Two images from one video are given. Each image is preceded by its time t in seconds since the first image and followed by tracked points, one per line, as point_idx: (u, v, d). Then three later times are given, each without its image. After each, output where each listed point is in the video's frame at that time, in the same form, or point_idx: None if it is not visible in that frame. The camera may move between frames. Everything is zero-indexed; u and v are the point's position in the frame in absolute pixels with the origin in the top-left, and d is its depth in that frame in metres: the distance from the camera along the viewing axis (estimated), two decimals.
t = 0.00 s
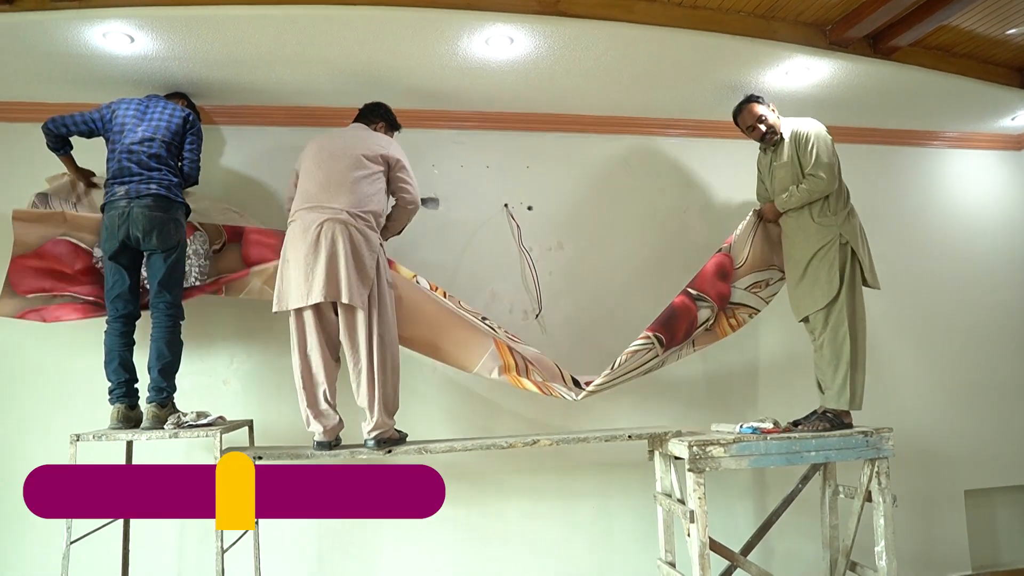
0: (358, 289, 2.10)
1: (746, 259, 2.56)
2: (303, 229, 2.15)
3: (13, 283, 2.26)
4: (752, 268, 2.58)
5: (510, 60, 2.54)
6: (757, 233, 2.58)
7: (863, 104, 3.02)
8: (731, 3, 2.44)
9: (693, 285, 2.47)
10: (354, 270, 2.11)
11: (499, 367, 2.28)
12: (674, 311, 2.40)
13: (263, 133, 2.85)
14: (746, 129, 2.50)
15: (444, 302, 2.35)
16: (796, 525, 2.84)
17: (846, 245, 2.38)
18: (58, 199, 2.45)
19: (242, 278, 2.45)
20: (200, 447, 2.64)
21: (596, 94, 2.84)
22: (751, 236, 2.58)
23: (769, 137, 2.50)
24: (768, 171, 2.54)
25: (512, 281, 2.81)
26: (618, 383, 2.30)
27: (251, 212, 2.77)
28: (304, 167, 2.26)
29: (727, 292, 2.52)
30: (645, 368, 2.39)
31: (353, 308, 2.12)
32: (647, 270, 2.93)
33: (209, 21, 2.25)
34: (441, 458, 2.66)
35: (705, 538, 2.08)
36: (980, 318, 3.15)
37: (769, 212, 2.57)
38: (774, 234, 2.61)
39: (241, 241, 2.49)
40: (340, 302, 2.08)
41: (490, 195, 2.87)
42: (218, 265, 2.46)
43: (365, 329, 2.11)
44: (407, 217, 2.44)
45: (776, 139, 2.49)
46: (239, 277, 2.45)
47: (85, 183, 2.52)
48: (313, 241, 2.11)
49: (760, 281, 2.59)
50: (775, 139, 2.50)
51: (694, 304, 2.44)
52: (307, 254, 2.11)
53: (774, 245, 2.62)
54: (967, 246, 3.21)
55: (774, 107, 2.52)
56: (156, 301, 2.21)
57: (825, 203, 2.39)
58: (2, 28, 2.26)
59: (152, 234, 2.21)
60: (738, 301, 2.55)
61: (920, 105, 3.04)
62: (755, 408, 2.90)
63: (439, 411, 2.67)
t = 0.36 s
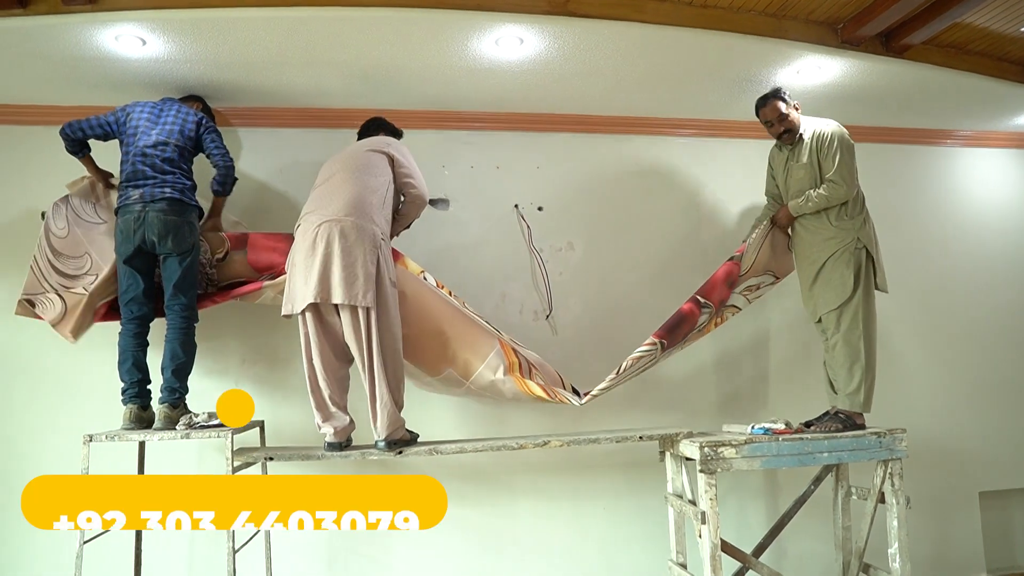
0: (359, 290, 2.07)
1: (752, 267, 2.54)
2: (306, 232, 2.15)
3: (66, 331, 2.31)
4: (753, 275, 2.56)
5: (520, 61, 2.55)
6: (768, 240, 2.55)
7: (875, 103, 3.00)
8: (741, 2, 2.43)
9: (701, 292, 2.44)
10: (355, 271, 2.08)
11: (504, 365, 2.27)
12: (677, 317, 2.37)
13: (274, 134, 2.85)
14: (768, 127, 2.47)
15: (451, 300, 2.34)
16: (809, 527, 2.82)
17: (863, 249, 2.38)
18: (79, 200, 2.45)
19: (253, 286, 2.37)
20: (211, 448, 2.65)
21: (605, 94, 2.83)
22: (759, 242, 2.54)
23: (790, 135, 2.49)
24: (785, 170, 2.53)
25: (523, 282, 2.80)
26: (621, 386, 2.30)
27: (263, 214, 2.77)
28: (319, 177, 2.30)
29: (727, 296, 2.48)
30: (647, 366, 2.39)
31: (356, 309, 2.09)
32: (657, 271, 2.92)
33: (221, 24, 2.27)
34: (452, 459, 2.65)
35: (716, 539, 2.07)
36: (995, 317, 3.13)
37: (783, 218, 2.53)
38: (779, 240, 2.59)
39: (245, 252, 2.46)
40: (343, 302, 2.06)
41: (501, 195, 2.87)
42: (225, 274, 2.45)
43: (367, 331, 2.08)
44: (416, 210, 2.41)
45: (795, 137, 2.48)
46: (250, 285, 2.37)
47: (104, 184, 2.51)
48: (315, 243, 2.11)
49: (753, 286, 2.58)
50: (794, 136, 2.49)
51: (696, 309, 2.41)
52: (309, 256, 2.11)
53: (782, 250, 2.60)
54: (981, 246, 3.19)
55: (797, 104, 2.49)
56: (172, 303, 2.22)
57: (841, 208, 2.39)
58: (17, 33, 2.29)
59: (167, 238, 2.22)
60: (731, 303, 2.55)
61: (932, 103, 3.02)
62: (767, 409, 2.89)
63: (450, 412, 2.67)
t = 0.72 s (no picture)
0: (368, 291, 2.07)
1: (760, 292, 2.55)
2: (313, 236, 2.16)
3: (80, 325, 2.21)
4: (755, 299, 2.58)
5: (526, 62, 2.55)
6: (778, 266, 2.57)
7: (883, 103, 2.99)
8: (749, 3, 2.43)
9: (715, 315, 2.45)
10: (363, 272, 2.08)
11: (512, 362, 2.27)
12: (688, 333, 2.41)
13: (280, 137, 2.85)
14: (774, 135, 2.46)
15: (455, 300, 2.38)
16: (817, 529, 2.81)
17: (873, 251, 2.36)
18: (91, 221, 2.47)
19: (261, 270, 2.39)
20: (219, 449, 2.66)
21: (612, 96, 2.83)
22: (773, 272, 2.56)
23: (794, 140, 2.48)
24: (793, 174, 2.54)
25: (530, 284, 2.80)
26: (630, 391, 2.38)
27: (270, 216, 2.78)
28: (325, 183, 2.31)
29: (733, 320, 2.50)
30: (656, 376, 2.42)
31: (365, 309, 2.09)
32: (665, 273, 2.91)
33: (229, 27, 2.28)
34: (459, 461, 2.65)
35: (724, 542, 2.06)
36: (1005, 318, 3.10)
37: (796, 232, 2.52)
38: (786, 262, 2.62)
39: (256, 232, 2.51)
40: (352, 303, 2.06)
41: (508, 197, 2.87)
42: (231, 257, 2.46)
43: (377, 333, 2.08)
44: (419, 207, 2.44)
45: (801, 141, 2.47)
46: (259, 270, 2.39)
47: (115, 207, 2.51)
48: (322, 246, 2.11)
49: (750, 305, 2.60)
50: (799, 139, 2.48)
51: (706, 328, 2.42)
52: (317, 260, 2.12)
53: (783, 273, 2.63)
54: (991, 246, 3.17)
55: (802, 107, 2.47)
56: (186, 308, 2.23)
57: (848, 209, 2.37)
58: (27, 37, 2.30)
59: (180, 243, 2.23)
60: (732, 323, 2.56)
61: (941, 103, 3.00)
62: (775, 410, 2.88)
63: (458, 413, 2.67)
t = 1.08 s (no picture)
0: (376, 292, 2.07)
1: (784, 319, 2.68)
2: (318, 241, 2.17)
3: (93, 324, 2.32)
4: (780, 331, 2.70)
5: (531, 66, 2.55)
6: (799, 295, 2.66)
7: (889, 105, 2.98)
8: (754, 5, 2.42)
9: (739, 330, 2.57)
10: (371, 274, 2.09)
11: (527, 347, 2.33)
12: (712, 343, 2.53)
13: (286, 140, 2.85)
14: (771, 144, 2.49)
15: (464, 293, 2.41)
16: (825, 533, 2.80)
17: (878, 251, 2.34)
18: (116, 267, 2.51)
19: (262, 255, 2.35)
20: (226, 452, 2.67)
21: (617, 99, 2.83)
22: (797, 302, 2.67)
23: (795, 147, 2.47)
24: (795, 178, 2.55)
25: (536, 287, 2.80)
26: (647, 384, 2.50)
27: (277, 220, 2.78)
28: (328, 189, 2.33)
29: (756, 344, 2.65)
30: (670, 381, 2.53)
31: (372, 311, 2.10)
32: (671, 276, 2.91)
33: (236, 32, 2.29)
34: (466, 465, 2.65)
35: (731, 545, 2.05)
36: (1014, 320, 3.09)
37: (779, 243, 2.59)
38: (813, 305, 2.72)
39: (260, 209, 2.49)
40: (359, 304, 2.07)
41: (513, 200, 2.87)
42: (233, 229, 2.47)
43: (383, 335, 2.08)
44: (424, 206, 2.50)
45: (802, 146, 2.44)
46: (259, 256, 2.35)
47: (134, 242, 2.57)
48: (328, 250, 2.12)
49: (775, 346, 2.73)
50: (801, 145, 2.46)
51: (730, 345, 2.56)
52: (323, 264, 2.12)
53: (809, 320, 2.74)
54: (999, 247, 3.15)
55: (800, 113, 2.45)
56: (193, 309, 2.23)
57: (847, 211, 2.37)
58: (35, 42, 2.32)
59: (187, 244, 2.24)
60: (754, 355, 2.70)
61: (947, 104, 2.99)
62: (782, 414, 2.87)
63: (463, 417, 2.67)
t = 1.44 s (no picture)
0: (382, 297, 2.07)
1: (801, 343, 2.63)
2: (321, 248, 2.16)
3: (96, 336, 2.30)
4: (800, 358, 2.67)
5: (530, 73, 2.56)
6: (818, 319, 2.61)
7: (886, 112, 2.99)
8: (753, 13, 2.43)
9: (752, 337, 2.48)
10: (375, 279, 2.09)
11: (527, 347, 2.31)
12: (724, 344, 2.43)
13: (285, 148, 2.85)
14: (762, 166, 2.55)
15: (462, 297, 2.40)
16: (825, 539, 2.79)
17: (869, 255, 2.36)
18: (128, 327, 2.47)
19: (257, 265, 2.33)
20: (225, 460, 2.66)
21: (616, 106, 2.84)
22: (815, 323, 2.61)
23: (784, 163, 2.50)
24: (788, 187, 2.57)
25: (536, 294, 2.80)
26: (653, 384, 2.39)
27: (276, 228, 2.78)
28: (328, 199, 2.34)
29: (771, 360, 2.55)
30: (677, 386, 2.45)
31: (376, 316, 2.09)
32: (670, 282, 2.91)
33: (236, 41, 2.29)
34: (465, 472, 2.65)
35: (732, 553, 2.04)
36: (1013, 326, 3.09)
37: (793, 263, 2.54)
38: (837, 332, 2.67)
39: (256, 215, 2.48)
40: (364, 308, 2.06)
41: (513, 207, 2.87)
42: (230, 234, 2.46)
43: (387, 341, 2.08)
44: (425, 214, 2.51)
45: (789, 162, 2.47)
46: (254, 265, 2.33)
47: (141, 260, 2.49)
48: (332, 257, 2.12)
49: (796, 371, 2.69)
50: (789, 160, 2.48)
51: (742, 354, 2.46)
52: (327, 271, 2.11)
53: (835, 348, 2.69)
54: (997, 253, 3.16)
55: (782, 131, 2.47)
56: (190, 318, 2.21)
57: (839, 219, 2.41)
58: (35, 51, 2.32)
59: (181, 252, 2.23)
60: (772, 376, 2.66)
61: (945, 111, 3.01)
62: (782, 420, 2.87)
63: (463, 424, 2.67)
